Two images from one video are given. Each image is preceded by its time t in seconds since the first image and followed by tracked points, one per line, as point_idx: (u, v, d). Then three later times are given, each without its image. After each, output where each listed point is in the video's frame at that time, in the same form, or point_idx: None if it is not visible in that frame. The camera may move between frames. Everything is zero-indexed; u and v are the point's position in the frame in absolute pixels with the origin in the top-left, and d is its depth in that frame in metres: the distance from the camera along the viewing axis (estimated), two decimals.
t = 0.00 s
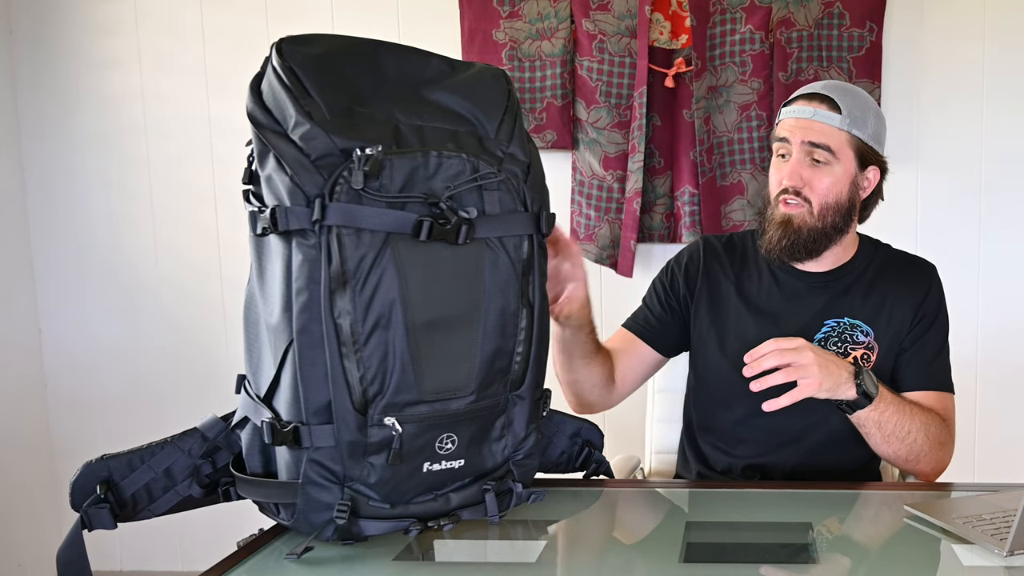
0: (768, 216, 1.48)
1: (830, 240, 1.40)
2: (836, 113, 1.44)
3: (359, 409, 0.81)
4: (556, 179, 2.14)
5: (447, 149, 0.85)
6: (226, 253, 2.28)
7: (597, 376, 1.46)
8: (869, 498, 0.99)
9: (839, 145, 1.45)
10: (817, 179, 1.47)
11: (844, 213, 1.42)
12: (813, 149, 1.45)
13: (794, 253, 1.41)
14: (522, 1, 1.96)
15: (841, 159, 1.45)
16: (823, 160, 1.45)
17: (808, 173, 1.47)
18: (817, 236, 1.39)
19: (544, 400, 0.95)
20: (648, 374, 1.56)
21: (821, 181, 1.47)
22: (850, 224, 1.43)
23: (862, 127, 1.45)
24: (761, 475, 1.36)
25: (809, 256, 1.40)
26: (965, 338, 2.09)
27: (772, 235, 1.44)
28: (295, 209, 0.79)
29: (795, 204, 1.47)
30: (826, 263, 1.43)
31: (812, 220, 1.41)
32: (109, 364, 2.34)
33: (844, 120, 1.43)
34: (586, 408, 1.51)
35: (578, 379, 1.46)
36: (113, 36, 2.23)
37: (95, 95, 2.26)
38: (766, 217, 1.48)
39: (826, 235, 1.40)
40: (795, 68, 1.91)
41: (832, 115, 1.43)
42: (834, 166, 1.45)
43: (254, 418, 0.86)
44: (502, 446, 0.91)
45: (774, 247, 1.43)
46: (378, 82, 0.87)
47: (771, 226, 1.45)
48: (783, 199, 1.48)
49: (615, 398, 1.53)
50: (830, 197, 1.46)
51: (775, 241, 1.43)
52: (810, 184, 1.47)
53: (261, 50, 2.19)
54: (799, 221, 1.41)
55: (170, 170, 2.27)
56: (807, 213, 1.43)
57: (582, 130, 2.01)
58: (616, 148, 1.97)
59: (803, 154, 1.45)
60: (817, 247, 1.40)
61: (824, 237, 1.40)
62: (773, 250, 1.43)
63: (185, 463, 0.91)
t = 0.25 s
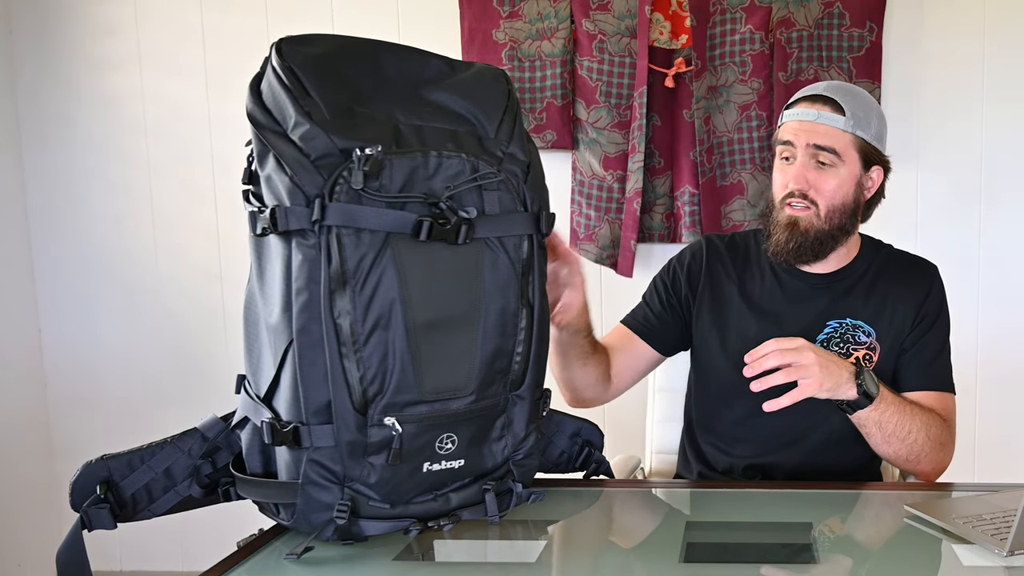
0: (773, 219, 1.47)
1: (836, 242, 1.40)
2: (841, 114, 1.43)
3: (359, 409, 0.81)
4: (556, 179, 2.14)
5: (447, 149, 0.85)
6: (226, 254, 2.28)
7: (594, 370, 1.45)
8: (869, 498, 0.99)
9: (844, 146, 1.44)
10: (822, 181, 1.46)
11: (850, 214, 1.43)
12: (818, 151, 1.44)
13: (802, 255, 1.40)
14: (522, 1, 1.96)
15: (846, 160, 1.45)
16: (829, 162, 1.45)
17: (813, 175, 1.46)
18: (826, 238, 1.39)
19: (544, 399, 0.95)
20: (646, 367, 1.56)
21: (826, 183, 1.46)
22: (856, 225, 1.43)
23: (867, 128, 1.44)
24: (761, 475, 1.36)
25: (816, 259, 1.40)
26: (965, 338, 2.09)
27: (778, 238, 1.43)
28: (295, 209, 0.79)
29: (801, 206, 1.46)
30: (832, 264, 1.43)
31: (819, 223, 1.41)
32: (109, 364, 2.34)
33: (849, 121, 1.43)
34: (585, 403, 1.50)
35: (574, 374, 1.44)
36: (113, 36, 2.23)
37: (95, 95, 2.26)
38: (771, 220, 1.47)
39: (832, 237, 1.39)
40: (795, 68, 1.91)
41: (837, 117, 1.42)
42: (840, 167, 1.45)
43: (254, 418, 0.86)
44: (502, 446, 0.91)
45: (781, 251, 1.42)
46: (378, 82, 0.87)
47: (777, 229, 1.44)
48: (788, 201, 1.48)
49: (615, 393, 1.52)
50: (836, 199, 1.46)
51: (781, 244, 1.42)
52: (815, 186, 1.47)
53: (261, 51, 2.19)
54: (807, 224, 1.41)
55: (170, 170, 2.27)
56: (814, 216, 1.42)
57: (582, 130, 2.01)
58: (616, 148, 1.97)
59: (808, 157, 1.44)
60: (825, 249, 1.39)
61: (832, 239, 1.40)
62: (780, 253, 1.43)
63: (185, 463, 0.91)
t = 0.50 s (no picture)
0: (803, 217, 1.44)
1: (857, 245, 1.40)
2: (874, 117, 1.41)
3: (359, 409, 0.81)
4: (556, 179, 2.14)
5: (447, 149, 0.85)
6: (226, 253, 2.28)
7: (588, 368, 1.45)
8: (870, 498, 0.99)
9: (874, 149, 1.43)
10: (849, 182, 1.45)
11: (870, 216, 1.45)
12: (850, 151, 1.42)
13: (835, 255, 1.39)
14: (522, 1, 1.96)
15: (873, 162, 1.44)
16: (859, 164, 1.43)
17: (843, 175, 1.43)
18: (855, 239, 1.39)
19: (544, 399, 0.95)
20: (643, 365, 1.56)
21: (852, 184, 1.44)
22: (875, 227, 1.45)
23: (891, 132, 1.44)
24: (761, 475, 1.36)
25: (839, 260, 1.40)
26: (965, 338, 2.09)
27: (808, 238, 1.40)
28: (295, 209, 0.79)
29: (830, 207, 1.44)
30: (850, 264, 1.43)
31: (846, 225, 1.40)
32: (109, 364, 2.34)
33: (881, 125, 1.42)
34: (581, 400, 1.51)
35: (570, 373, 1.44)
36: (113, 36, 2.23)
37: (95, 95, 2.26)
38: (800, 219, 1.44)
39: (855, 241, 1.40)
40: (795, 68, 1.91)
41: (871, 119, 1.41)
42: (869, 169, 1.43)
43: (254, 418, 0.86)
44: (502, 446, 0.91)
45: (815, 249, 1.39)
46: (378, 82, 0.87)
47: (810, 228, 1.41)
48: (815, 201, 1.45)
49: (611, 390, 1.52)
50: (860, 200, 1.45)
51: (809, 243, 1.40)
52: (841, 187, 1.45)
53: (261, 50, 2.19)
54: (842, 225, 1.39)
55: (170, 170, 2.27)
56: (848, 217, 1.41)
57: (582, 130, 2.01)
58: (617, 148, 1.97)
59: (841, 157, 1.42)
60: (854, 249, 1.39)
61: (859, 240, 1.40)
62: (813, 252, 1.40)
63: (185, 463, 0.92)
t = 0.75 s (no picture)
0: (806, 216, 1.44)
1: (861, 244, 1.40)
2: (880, 117, 1.42)
3: (358, 409, 0.81)
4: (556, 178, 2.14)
5: (447, 149, 0.85)
6: (226, 254, 2.28)
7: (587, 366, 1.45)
8: (871, 499, 0.99)
9: (880, 149, 1.43)
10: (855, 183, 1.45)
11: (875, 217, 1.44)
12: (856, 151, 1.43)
13: (837, 255, 1.38)
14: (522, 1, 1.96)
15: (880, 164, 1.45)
16: (865, 164, 1.43)
17: (848, 175, 1.44)
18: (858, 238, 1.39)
19: (544, 399, 0.95)
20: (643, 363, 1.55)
21: (857, 184, 1.45)
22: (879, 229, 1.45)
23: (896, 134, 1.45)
24: (761, 475, 1.36)
25: (841, 258, 1.39)
26: (965, 338, 2.09)
27: (811, 234, 1.40)
28: (295, 209, 0.79)
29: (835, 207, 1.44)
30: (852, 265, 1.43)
31: (849, 224, 1.40)
32: (108, 364, 2.34)
33: (887, 125, 1.42)
34: (581, 398, 1.51)
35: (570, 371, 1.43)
36: (113, 37, 2.23)
37: (94, 95, 2.26)
38: (803, 217, 1.45)
39: (858, 240, 1.39)
40: (795, 68, 1.91)
41: (877, 119, 1.42)
42: (875, 169, 1.44)
43: (254, 418, 0.86)
44: (502, 446, 0.91)
45: (817, 246, 1.39)
46: (378, 82, 0.87)
47: (814, 226, 1.41)
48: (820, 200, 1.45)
49: (611, 388, 1.52)
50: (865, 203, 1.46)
51: (812, 239, 1.40)
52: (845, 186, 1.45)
53: (261, 51, 2.19)
54: (845, 224, 1.39)
55: (170, 171, 2.27)
56: (851, 217, 1.41)
57: (582, 130, 2.01)
58: (616, 148, 1.97)
59: (847, 156, 1.43)
60: (857, 248, 1.39)
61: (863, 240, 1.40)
62: (815, 249, 1.39)
63: (185, 463, 0.92)
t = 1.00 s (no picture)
0: (804, 216, 1.44)
1: (859, 244, 1.40)
2: (877, 116, 1.42)
3: (358, 409, 0.81)
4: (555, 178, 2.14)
5: (447, 149, 0.85)
6: (226, 254, 2.28)
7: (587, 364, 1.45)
8: (871, 499, 0.99)
9: (877, 148, 1.43)
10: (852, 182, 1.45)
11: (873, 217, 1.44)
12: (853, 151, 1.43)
13: (834, 255, 1.38)
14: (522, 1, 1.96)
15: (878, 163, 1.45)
16: (862, 163, 1.43)
17: (845, 175, 1.44)
18: (856, 238, 1.39)
19: (544, 399, 0.95)
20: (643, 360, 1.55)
21: (855, 183, 1.45)
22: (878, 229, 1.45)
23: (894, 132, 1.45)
24: (761, 475, 1.36)
25: (840, 258, 1.39)
26: (965, 338, 2.09)
27: (808, 234, 1.40)
28: (295, 209, 0.79)
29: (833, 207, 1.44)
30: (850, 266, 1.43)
31: (847, 224, 1.40)
32: (108, 364, 2.34)
33: (884, 124, 1.42)
34: (582, 397, 1.51)
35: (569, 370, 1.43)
36: (113, 37, 2.23)
37: (94, 95, 2.26)
38: (800, 218, 1.45)
39: (857, 239, 1.39)
40: (795, 68, 1.91)
41: (874, 118, 1.41)
42: (872, 169, 1.44)
43: (254, 418, 0.86)
44: (502, 446, 0.91)
45: (814, 247, 1.39)
46: (378, 82, 0.87)
47: (811, 227, 1.41)
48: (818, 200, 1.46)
49: (612, 386, 1.52)
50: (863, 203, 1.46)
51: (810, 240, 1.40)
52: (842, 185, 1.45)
53: (261, 51, 2.19)
54: (843, 223, 1.39)
55: (170, 171, 2.27)
56: (848, 218, 1.41)
57: (582, 130, 2.01)
58: (617, 148, 1.97)
59: (844, 155, 1.43)
60: (855, 248, 1.39)
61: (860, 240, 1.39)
62: (812, 249, 1.40)
63: (185, 463, 0.91)
